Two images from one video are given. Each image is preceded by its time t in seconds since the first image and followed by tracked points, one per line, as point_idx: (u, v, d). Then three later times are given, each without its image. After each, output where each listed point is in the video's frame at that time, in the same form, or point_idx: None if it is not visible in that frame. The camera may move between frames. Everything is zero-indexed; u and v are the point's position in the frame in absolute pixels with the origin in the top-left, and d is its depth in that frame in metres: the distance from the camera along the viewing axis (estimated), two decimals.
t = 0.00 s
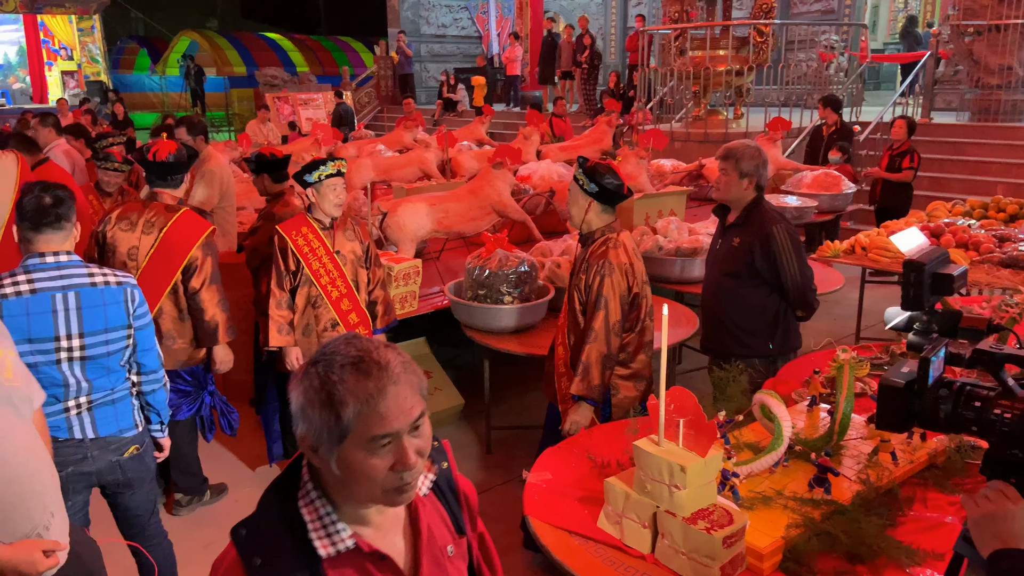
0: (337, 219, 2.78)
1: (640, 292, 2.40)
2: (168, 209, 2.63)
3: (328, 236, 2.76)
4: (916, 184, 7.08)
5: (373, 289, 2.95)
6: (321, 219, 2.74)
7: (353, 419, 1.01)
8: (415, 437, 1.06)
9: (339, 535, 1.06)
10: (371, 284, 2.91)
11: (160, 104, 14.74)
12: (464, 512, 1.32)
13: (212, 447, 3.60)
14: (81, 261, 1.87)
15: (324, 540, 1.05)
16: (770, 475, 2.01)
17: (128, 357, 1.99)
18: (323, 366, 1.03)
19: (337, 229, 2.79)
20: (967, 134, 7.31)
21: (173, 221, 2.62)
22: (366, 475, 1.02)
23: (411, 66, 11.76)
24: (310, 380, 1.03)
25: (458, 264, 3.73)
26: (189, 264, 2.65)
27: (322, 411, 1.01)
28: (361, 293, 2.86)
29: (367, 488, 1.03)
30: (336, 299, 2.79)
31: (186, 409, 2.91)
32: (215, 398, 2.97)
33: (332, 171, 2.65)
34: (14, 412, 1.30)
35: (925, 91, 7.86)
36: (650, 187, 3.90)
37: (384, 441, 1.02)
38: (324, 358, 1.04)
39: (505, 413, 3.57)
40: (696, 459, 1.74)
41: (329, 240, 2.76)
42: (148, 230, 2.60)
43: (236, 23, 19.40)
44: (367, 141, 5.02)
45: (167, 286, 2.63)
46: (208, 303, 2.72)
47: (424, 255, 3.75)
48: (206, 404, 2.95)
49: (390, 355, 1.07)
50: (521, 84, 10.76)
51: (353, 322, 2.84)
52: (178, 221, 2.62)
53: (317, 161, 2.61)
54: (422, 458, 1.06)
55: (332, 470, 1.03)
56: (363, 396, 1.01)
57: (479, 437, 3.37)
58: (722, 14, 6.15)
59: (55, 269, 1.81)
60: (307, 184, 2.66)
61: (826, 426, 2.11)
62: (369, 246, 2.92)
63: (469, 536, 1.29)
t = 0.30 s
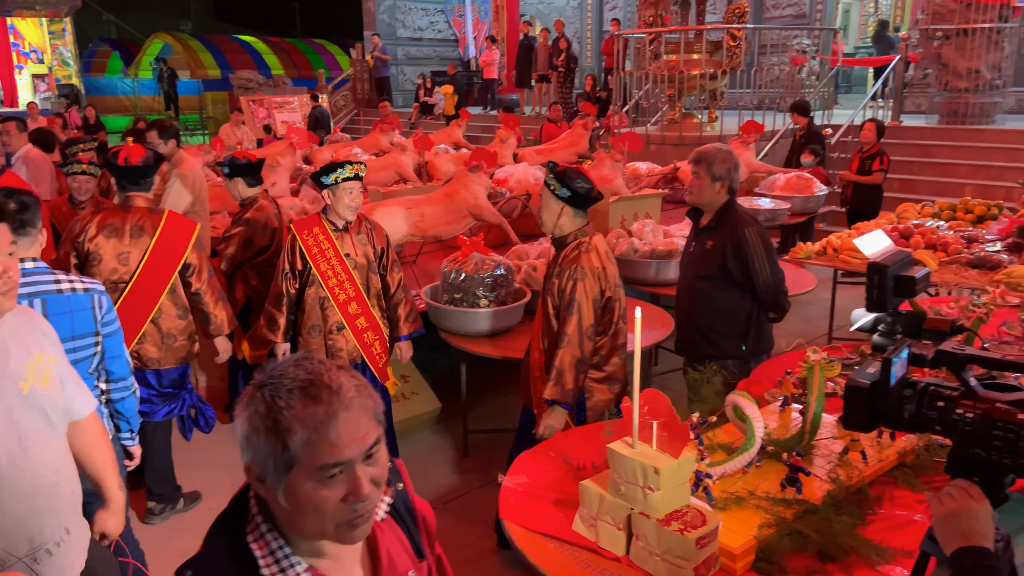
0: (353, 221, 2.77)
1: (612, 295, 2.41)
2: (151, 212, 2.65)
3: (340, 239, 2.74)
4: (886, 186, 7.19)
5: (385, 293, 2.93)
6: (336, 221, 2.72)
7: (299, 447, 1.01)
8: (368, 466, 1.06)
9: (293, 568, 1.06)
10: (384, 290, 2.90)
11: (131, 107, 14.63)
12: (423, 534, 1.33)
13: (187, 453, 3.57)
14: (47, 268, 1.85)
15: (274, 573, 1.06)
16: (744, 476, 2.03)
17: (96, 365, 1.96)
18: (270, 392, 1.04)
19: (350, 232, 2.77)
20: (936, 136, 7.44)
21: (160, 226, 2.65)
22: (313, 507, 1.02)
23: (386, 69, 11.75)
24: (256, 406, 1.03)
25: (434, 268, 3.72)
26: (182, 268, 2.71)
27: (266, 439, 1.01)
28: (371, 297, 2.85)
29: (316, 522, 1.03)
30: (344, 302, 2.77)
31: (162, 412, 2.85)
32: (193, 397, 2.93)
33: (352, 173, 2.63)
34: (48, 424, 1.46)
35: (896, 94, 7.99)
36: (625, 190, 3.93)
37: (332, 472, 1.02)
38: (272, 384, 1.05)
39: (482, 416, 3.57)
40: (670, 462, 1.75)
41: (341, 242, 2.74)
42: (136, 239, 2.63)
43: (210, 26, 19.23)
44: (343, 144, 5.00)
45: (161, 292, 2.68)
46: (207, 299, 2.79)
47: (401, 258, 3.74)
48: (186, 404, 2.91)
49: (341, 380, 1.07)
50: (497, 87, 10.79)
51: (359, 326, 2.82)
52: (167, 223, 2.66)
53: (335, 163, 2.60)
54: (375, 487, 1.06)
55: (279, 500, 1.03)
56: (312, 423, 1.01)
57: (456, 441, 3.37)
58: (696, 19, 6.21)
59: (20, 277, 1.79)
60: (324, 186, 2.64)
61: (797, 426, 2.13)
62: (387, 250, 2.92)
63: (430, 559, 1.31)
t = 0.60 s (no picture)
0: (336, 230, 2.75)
1: (581, 301, 2.42)
2: (103, 216, 2.61)
3: (318, 245, 2.71)
4: (855, 190, 7.31)
5: (368, 298, 2.91)
6: (315, 228, 2.71)
7: (255, 460, 1.02)
8: (328, 481, 1.06)
9: None
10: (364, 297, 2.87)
11: (100, 111, 13.95)
12: (393, 545, 1.33)
13: (156, 463, 3.51)
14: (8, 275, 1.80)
15: None
16: (713, 478, 2.05)
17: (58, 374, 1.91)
18: (229, 403, 1.05)
19: (328, 239, 2.75)
20: (903, 141, 7.57)
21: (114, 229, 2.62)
22: (270, 522, 1.03)
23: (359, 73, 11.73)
24: (215, 418, 1.05)
25: (409, 273, 3.71)
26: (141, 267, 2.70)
27: (224, 451, 1.03)
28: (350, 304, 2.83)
29: (272, 538, 1.03)
30: (321, 309, 2.74)
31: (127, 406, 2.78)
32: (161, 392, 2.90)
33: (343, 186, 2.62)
34: (59, 435, 1.42)
35: (863, 99, 8.12)
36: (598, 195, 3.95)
37: (289, 487, 1.03)
38: (232, 396, 1.06)
39: (456, 421, 3.57)
40: (641, 465, 1.76)
41: (320, 249, 2.72)
42: (92, 244, 2.59)
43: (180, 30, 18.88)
44: (316, 149, 4.96)
45: (122, 294, 2.65)
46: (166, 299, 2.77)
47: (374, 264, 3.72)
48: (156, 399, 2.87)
49: (304, 393, 1.08)
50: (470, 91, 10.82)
51: (338, 333, 2.79)
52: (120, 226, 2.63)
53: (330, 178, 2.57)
54: (335, 503, 1.07)
55: (237, 515, 1.04)
56: (268, 436, 1.02)
57: (430, 447, 3.37)
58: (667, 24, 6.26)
59: None
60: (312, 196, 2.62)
61: (766, 427, 2.15)
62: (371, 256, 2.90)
63: (399, 569, 1.31)
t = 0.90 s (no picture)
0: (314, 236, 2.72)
1: (550, 304, 2.42)
2: (52, 214, 2.70)
3: (298, 250, 2.68)
4: (824, 193, 7.42)
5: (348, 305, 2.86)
6: (293, 235, 2.67)
7: (219, 464, 1.00)
8: (293, 488, 1.04)
9: None
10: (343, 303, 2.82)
11: (68, 115, 13.75)
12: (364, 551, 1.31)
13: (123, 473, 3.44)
14: None
15: None
16: (684, 479, 2.06)
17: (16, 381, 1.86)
18: (196, 406, 1.04)
19: (308, 245, 2.71)
20: (870, 144, 7.70)
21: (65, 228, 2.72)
22: (234, 527, 1.01)
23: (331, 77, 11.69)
24: (181, 421, 1.04)
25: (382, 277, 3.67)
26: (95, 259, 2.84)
27: (190, 455, 1.01)
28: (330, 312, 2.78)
29: (236, 542, 1.02)
30: (299, 315, 2.70)
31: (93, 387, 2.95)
32: (124, 376, 3.16)
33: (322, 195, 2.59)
34: (45, 447, 1.30)
35: (831, 103, 8.25)
36: (571, 199, 3.96)
37: (253, 492, 1.02)
38: (199, 399, 1.05)
39: (429, 426, 3.56)
40: (611, 467, 1.76)
41: (299, 254, 2.69)
42: (44, 242, 2.68)
43: (148, 33, 18.51)
44: (287, 153, 4.91)
45: (78, 287, 2.79)
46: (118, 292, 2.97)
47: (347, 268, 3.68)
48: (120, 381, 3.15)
49: (272, 399, 1.07)
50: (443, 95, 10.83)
51: (316, 340, 2.74)
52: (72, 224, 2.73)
53: (302, 186, 2.54)
54: (301, 511, 1.05)
55: (200, 520, 1.02)
56: (232, 440, 1.01)
57: (403, 452, 3.35)
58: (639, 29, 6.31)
59: None
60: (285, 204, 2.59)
61: (737, 428, 2.16)
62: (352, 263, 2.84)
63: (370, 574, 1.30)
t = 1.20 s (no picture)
0: (302, 240, 2.68)
1: (525, 307, 2.42)
2: (29, 216, 2.76)
3: (286, 255, 2.65)
4: (795, 195, 7.51)
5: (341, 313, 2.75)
6: (279, 237, 2.64)
7: (178, 472, 0.99)
8: (256, 499, 1.03)
9: None
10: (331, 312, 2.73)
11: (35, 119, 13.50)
12: (334, 559, 1.30)
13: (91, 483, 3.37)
14: None
15: None
16: (658, 481, 2.07)
17: None
18: (159, 413, 1.03)
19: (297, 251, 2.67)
20: (840, 147, 7.81)
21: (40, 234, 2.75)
22: (194, 538, 1.00)
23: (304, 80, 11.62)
24: (144, 428, 1.03)
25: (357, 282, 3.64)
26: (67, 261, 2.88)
27: (151, 463, 1.00)
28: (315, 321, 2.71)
29: (195, 553, 1.00)
30: (281, 321, 2.65)
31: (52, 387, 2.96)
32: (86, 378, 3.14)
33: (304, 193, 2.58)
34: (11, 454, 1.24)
35: (801, 107, 8.37)
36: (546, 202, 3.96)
37: (215, 501, 1.00)
38: (163, 406, 1.04)
39: (405, 431, 3.54)
40: (584, 470, 1.76)
41: (286, 260, 2.65)
42: (22, 240, 2.73)
43: (118, 35, 18.32)
44: (260, 157, 4.86)
45: (54, 287, 2.82)
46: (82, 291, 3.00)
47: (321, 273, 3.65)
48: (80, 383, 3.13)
49: (237, 408, 1.05)
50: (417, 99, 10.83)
51: (297, 347, 2.68)
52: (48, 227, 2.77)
53: (273, 184, 2.56)
54: (265, 522, 1.04)
55: (161, 529, 1.01)
56: (192, 449, 1.00)
57: (378, 458, 3.33)
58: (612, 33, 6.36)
59: None
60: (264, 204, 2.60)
61: (709, 430, 2.17)
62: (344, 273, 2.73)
63: None
